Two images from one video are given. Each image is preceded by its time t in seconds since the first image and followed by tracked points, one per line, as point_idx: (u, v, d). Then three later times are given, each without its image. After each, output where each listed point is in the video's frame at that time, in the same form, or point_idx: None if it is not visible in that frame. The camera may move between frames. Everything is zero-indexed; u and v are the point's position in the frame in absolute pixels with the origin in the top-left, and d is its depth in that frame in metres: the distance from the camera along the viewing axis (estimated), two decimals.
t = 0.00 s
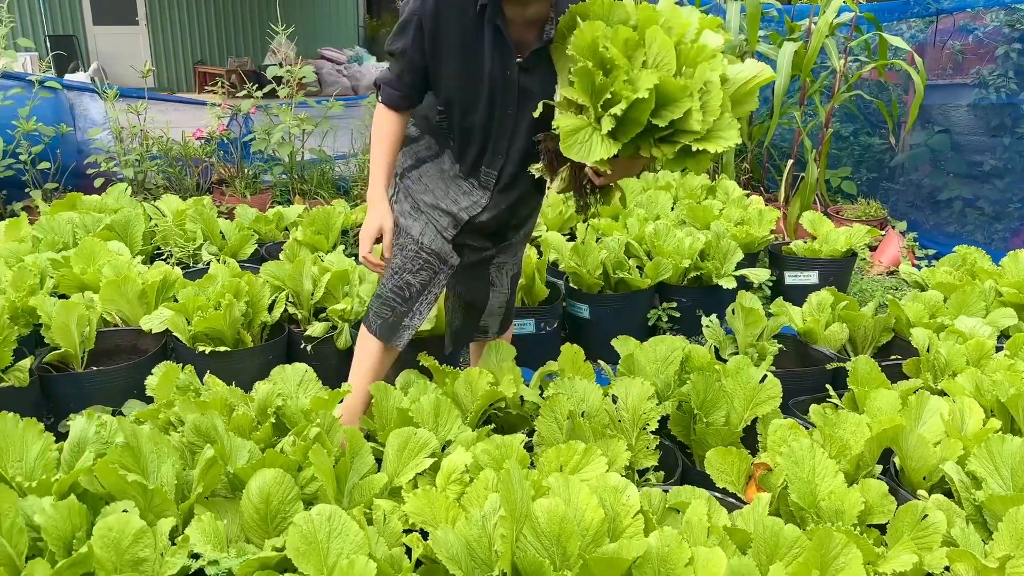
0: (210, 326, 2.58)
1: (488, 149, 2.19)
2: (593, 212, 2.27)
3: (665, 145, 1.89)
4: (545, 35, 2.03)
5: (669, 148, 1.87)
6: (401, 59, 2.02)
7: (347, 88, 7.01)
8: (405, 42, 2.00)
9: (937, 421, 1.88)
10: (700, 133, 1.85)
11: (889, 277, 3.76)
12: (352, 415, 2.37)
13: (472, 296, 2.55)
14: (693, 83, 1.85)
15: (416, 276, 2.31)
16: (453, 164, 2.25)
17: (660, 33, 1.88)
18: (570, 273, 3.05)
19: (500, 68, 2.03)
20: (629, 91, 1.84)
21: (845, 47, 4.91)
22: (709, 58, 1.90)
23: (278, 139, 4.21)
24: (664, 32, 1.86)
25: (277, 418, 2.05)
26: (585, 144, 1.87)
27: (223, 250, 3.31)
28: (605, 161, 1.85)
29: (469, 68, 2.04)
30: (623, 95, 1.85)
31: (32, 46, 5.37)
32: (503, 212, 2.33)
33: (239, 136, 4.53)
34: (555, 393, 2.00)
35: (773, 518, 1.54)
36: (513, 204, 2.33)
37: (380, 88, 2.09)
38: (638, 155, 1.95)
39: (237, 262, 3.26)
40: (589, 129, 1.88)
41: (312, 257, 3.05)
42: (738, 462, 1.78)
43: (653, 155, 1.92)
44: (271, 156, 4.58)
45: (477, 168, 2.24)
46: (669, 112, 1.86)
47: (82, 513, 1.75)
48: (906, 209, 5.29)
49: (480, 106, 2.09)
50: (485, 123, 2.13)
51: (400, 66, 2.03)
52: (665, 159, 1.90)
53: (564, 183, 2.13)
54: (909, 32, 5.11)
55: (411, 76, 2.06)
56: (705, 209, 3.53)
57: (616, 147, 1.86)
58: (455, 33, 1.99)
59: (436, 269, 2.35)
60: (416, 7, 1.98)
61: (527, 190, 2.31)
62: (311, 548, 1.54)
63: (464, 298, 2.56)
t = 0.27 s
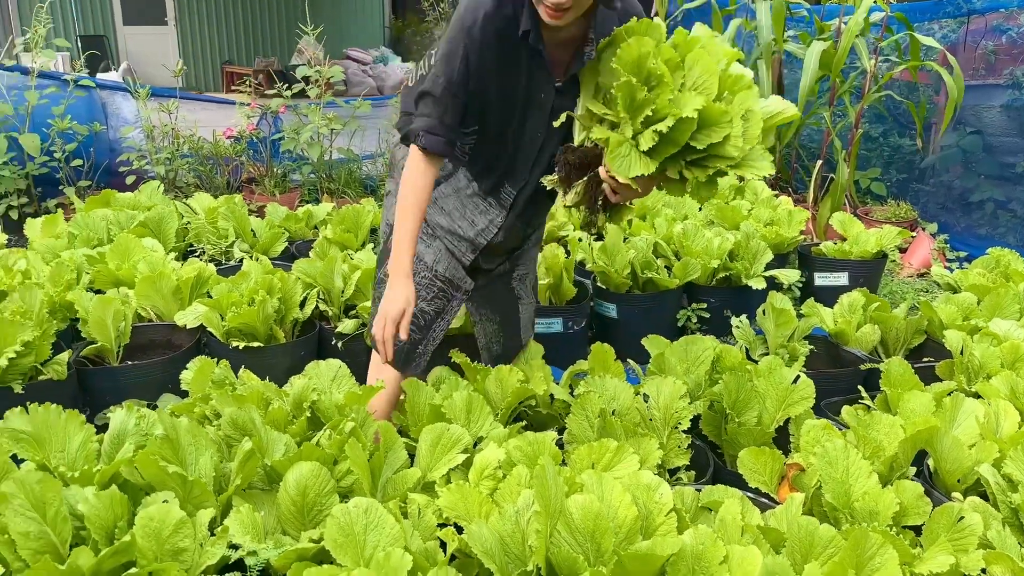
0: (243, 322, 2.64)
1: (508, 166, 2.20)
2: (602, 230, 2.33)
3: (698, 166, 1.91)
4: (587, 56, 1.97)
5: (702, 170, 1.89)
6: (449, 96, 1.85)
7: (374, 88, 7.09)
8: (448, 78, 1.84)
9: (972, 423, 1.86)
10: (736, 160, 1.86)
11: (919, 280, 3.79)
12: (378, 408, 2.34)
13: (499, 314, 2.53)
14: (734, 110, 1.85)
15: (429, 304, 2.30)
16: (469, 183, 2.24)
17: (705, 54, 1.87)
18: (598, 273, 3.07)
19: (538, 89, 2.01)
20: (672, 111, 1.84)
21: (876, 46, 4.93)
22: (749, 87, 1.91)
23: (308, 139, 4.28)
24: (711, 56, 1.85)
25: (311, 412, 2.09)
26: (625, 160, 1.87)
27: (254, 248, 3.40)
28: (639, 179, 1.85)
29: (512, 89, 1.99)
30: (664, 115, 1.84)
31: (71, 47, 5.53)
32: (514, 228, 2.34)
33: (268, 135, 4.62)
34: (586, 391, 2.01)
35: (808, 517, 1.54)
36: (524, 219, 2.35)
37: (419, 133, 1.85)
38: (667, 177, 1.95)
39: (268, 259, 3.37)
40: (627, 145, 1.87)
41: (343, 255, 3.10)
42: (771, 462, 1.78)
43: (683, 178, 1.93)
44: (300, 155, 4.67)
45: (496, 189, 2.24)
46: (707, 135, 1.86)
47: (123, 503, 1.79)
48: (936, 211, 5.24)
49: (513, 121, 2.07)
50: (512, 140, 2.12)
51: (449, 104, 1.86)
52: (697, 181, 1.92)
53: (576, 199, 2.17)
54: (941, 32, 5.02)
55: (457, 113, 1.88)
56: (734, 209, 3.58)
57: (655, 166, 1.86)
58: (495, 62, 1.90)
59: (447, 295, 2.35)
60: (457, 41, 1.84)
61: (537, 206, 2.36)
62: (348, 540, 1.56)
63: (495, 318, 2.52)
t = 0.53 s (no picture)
0: (275, 318, 2.71)
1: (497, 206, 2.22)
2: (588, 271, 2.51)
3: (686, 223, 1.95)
4: (580, 115, 1.96)
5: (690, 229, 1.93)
6: (443, 178, 1.79)
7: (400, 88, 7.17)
8: (441, 163, 1.78)
9: (1007, 425, 1.85)
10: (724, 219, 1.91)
11: (949, 281, 3.77)
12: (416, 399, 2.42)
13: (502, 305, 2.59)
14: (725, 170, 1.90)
15: (445, 305, 2.32)
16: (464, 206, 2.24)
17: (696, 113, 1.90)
18: (624, 273, 3.10)
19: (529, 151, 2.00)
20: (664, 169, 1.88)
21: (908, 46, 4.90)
22: (738, 146, 1.96)
23: (336, 138, 4.35)
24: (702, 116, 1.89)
25: (343, 408, 2.14)
26: (615, 217, 1.89)
27: (285, 246, 3.49)
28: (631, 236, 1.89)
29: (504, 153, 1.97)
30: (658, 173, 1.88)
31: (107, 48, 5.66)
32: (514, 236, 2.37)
33: (297, 135, 4.75)
34: (616, 390, 2.03)
35: (841, 517, 1.54)
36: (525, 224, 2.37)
37: (424, 220, 1.78)
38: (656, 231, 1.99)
39: (298, 257, 3.50)
40: (618, 202, 1.90)
41: (372, 254, 3.16)
42: (802, 462, 1.80)
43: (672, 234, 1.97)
44: (327, 155, 4.80)
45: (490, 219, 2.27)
46: (699, 194, 1.90)
47: (161, 494, 1.82)
48: (966, 213, 5.21)
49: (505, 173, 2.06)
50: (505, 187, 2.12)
51: (445, 187, 1.79)
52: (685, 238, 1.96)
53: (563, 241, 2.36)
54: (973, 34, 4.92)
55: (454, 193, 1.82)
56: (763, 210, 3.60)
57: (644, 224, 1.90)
58: (485, 134, 1.86)
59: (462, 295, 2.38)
60: (447, 123, 1.78)
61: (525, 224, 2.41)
62: (383, 532, 1.59)
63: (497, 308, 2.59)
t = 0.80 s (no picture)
0: (305, 312, 2.78)
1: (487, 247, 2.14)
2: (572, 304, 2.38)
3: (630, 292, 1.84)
4: (564, 164, 1.86)
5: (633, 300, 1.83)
6: (434, 226, 1.81)
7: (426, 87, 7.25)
8: (431, 212, 1.80)
9: None
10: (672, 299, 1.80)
11: (980, 282, 3.75)
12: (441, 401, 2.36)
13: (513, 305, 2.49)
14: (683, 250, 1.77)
15: (463, 306, 2.29)
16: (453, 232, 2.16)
17: (664, 185, 1.75)
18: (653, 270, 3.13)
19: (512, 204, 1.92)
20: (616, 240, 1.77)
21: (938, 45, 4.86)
22: (709, 226, 1.81)
23: (364, 137, 4.42)
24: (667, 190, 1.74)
25: (373, 399, 2.18)
26: (558, 279, 1.78)
27: (313, 241, 3.62)
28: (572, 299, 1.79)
29: (490, 203, 1.90)
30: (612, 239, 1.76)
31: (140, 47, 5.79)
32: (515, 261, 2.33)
33: (324, 134, 4.92)
34: (645, 384, 2.05)
35: (872, 511, 1.55)
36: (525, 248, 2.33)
37: (420, 272, 1.81)
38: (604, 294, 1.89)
39: (328, 254, 3.58)
40: (566, 262, 1.79)
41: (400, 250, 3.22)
42: (832, 457, 1.81)
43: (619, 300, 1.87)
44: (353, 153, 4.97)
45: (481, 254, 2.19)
46: (650, 268, 1.78)
47: (199, 480, 1.86)
48: (997, 213, 5.18)
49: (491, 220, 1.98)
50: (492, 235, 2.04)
51: (436, 235, 1.82)
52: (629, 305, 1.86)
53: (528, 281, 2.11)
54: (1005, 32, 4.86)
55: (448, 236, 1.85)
56: (791, 208, 3.61)
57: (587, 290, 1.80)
58: (475, 186, 1.80)
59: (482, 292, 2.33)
60: (435, 180, 1.76)
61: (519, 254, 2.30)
62: (416, 519, 1.62)
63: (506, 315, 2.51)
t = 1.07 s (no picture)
0: (332, 307, 2.85)
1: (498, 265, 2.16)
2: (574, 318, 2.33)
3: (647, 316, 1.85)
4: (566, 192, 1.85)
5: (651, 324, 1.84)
6: (439, 261, 1.86)
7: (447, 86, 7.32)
8: (434, 250, 1.84)
9: None
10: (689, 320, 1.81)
11: (1007, 281, 3.73)
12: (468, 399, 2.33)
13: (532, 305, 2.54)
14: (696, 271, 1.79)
15: (484, 310, 2.38)
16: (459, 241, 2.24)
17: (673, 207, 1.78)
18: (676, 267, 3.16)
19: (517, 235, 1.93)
20: (631, 265, 1.78)
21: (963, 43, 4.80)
22: (718, 243, 1.85)
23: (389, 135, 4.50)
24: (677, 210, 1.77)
25: (400, 390, 2.23)
26: (577, 308, 1.78)
27: (337, 238, 3.80)
28: (590, 328, 1.79)
29: (497, 235, 1.92)
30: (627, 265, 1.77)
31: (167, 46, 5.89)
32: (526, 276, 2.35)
33: (348, 132, 5.13)
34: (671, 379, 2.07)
35: (899, 505, 1.55)
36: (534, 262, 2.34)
37: (431, 308, 1.86)
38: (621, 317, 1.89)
39: (350, 248, 3.78)
40: (581, 291, 1.79)
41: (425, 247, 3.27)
42: (858, 452, 1.82)
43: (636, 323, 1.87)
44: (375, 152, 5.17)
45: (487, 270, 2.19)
46: (666, 291, 1.79)
47: (231, 468, 1.88)
48: None
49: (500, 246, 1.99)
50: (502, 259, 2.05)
51: (442, 270, 1.86)
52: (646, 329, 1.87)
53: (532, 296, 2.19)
54: None
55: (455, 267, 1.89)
56: (815, 207, 3.61)
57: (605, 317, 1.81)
58: (478, 220, 1.82)
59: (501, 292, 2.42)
60: (437, 220, 1.80)
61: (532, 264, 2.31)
62: (445, 508, 1.65)
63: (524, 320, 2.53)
